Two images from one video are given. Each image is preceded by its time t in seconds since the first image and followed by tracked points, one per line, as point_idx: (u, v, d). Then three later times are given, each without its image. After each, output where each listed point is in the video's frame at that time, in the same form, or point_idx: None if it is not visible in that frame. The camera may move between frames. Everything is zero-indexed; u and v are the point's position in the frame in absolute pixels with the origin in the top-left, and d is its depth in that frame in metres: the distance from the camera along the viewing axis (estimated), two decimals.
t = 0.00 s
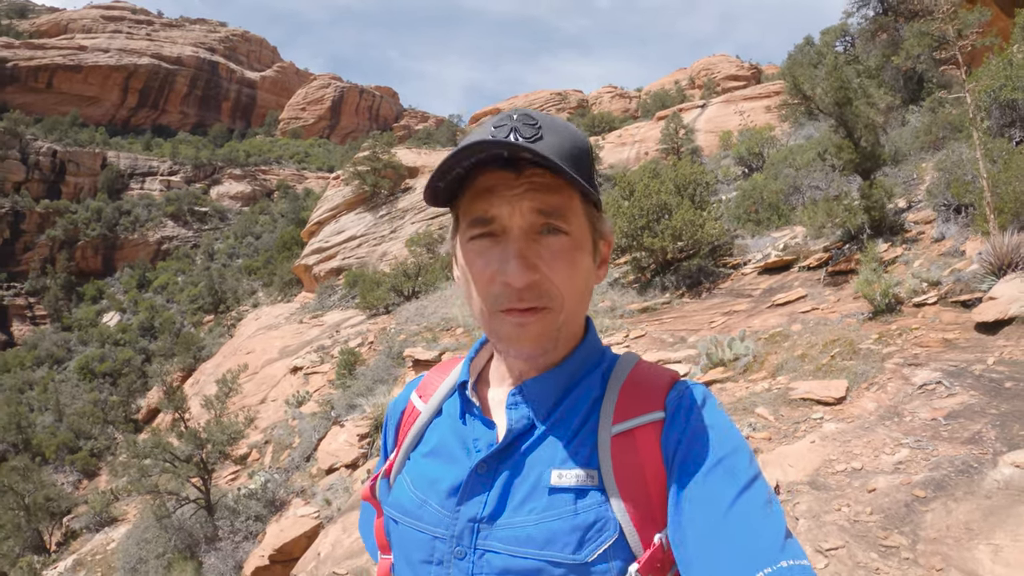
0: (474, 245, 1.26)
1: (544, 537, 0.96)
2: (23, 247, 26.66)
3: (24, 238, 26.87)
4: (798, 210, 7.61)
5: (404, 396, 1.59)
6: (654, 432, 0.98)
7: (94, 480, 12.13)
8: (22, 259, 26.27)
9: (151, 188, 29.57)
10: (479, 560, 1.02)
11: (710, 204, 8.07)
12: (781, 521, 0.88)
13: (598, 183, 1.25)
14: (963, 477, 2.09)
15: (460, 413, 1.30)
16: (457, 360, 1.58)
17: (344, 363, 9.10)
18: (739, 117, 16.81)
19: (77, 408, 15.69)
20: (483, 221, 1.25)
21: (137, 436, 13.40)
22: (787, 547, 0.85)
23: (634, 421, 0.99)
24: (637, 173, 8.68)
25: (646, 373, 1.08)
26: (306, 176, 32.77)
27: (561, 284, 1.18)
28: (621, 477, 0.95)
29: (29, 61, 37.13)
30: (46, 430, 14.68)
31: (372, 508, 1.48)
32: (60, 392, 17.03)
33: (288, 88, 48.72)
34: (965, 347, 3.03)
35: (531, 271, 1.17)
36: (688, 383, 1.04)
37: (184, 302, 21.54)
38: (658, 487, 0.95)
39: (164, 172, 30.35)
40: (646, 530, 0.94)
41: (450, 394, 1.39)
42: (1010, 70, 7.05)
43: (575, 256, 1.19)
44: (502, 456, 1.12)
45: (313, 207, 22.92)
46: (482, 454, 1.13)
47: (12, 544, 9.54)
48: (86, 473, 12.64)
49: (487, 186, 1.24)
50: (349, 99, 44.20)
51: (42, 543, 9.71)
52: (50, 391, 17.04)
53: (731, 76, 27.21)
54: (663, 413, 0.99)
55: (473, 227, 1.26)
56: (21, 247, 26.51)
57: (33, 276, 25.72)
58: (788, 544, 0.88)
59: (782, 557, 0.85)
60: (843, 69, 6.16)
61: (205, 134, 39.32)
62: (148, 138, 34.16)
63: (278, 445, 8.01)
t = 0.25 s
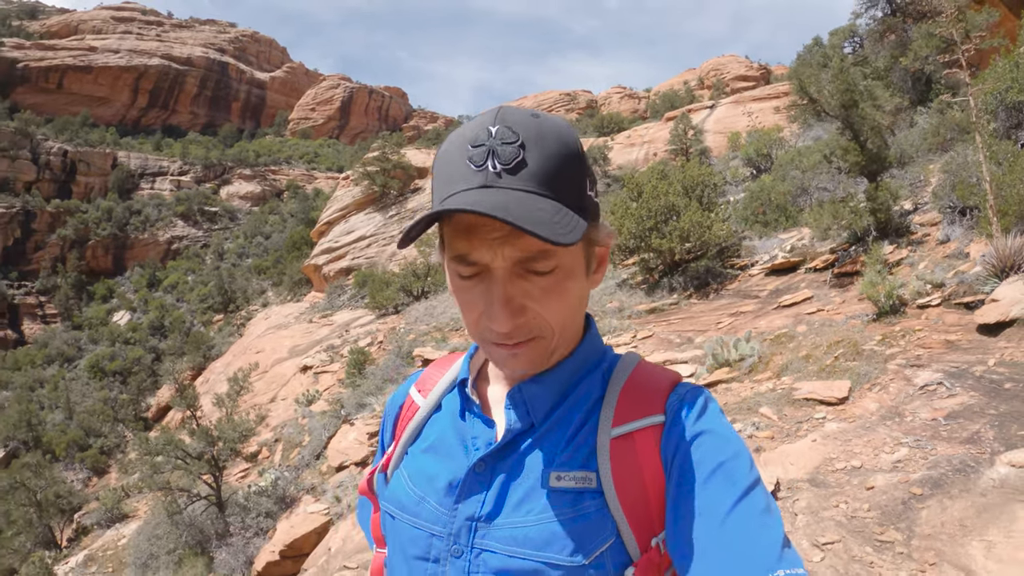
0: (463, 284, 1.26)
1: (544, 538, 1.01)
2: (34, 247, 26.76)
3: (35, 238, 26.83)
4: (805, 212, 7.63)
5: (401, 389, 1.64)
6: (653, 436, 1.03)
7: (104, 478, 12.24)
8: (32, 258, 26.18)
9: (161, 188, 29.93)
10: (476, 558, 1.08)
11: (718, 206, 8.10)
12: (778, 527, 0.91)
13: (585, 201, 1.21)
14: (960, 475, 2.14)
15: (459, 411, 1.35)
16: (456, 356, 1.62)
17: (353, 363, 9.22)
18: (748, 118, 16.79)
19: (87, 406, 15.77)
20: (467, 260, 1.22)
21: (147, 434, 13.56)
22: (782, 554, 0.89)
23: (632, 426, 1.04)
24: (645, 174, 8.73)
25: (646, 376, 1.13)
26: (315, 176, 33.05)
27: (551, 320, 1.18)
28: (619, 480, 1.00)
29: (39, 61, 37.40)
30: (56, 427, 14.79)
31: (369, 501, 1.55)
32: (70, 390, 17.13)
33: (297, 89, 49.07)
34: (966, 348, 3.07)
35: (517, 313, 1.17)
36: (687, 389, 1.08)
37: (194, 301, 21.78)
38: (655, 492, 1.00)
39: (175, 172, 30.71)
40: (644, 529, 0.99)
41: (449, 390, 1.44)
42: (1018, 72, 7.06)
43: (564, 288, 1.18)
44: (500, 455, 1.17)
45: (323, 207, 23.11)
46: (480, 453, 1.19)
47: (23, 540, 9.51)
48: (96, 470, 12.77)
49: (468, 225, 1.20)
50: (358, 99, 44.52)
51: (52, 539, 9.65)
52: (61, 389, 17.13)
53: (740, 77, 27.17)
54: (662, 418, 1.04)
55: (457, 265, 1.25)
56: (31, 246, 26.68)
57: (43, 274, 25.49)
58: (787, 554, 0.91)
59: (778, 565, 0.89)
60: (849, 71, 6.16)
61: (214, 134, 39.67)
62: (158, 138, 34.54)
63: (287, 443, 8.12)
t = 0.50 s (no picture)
0: (441, 274, 1.17)
1: (548, 529, 0.96)
2: (43, 246, 26.91)
3: (45, 238, 26.87)
4: (812, 211, 7.67)
5: (383, 377, 1.54)
6: (653, 418, 0.98)
7: (113, 475, 12.37)
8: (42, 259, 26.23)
9: (170, 188, 30.26)
10: (479, 553, 1.01)
11: (725, 206, 8.14)
12: (780, 514, 0.88)
13: (569, 180, 1.11)
14: (958, 468, 2.20)
15: (449, 398, 1.25)
16: (440, 339, 1.51)
17: (363, 361, 9.21)
18: (755, 118, 16.77)
19: (97, 404, 15.67)
20: (443, 250, 1.13)
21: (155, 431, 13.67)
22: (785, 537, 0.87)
23: (634, 408, 0.99)
24: (652, 174, 8.78)
25: (644, 357, 1.07)
26: (323, 176, 33.29)
27: (534, 310, 1.09)
28: (621, 466, 0.95)
29: (49, 62, 37.63)
30: (65, 426, 14.88)
31: (355, 497, 1.46)
32: (79, 387, 17.17)
33: (305, 89, 49.37)
34: (968, 346, 3.12)
35: (497, 305, 1.08)
36: (685, 369, 1.04)
37: (202, 300, 21.98)
38: (655, 476, 0.96)
39: (183, 172, 31.02)
40: (647, 516, 0.96)
41: (437, 375, 1.34)
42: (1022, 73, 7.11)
43: (547, 277, 1.09)
44: (496, 444, 1.10)
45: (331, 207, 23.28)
46: (476, 442, 1.11)
47: (36, 535, 9.64)
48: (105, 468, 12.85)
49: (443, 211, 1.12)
50: (366, 100, 44.83)
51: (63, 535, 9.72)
52: (70, 387, 17.19)
53: (747, 76, 27.15)
54: (662, 400, 0.99)
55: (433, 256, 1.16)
56: (41, 245, 26.79)
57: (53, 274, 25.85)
58: (785, 540, 0.89)
59: (780, 549, 0.87)
60: (855, 70, 6.13)
61: (223, 134, 39.97)
62: (167, 138, 34.85)
63: (297, 441, 8.22)
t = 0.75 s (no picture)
0: (401, 261, 1.22)
1: (523, 537, 0.96)
2: (53, 246, 27.13)
3: (54, 239, 27.12)
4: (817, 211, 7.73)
5: (351, 398, 1.53)
6: (621, 421, 1.01)
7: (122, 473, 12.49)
8: (51, 258, 26.64)
9: (178, 188, 30.60)
10: (456, 566, 1.01)
11: (730, 205, 8.20)
12: (749, 510, 0.91)
13: (526, 177, 1.14)
14: (952, 458, 2.29)
15: (416, 415, 1.26)
16: (407, 356, 1.52)
17: (373, 360, 9.08)
18: (762, 117, 16.78)
19: (106, 403, 15.95)
20: (402, 236, 1.18)
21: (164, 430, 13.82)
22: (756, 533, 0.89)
23: (602, 411, 1.01)
24: (658, 174, 8.86)
25: (609, 364, 1.10)
26: (331, 176, 33.54)
27: (486, 298, 1.13)
28: (591, 471, 0.97)
29: (57, 63, 38.02)
30: (75, 425, 15.05)
31: (330, 519, 1.44)
32: (88, 387, 17.33)
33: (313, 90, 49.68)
34: (966, 342, 3.20)
35: (450, 290, 1.13)
36: (649, 372, 1.07)
37: (210, 300, 22.19)
38: (626, 479, 0.98)
39: (191, 172, 31.37)
40: (621, 519, 0.97)
41: (405, 392, 1.34)
42: None
43: (499, 267, 1.13)
44: (466, 456, 1.11)
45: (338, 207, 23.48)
46: (447, 456, 1.11)
47: (47, 532, 9.64)
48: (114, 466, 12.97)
49: (402, 199, 1.17)
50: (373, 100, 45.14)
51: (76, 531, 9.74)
52: (79, 386, 17.36)
53: (754, 75, 27.16)
54: (627, 403, 1.02)
55: (393, 243, 1.22)
56: (50, 246, 27.05)
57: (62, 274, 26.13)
58: (758, 534, 0.90)
59: (753, 544, 0.88)
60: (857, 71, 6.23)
61: (230, 135, 40.28)
62: (175, 139, 35.19)
63: (308, 438, 8.01)
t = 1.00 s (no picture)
0: (393, 260, 1.31)
1: (506, 540, 1.00)
2: (59, 247, 27.34)
3: (60, 239, 27.38)
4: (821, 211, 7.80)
5: (346, 408, 1.60)
6: (601, 429, 1.05)
7: (129, 472, 12.60)
8: (58, 259, 26.93)
9: (184, 189, 30.85)
10: (441, 569, 1.06)
11: (735, 206, 8.27)
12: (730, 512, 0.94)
13: (515, 191, 1.22)
14: (946, 455, 2.38)
15: (407, 425, 1.32)
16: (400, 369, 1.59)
17: (380, 360, 8.98)
18: (766, 117, 16.82)
19: (113, 403, 16.13)
20: (396, 238, 1.29)
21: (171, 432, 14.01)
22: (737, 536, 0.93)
23: (584, 419, 1.05)
24: (662, 175, 8.92)
25: (591, 374, 1.14)
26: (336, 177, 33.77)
27: (469, 298, 1.21)
28: (572, 478, 1.01)
29: (64, 65, 38.39)
30: (83, 425, 15.20)
31: (323, 524, 1.48)
32: (96, 387, 17.49)
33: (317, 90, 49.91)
34: (964, 342, 3.29)
35: (436, 289, 1.22)
36: (631, 382, 1.11)
37: (217, 300, 22.39)
38: (606, 485, 1.01)
39: (197, 172, 31.60)
40: (602, 525, 1.01)
41: (397, 402, 1.40)
42: None
43: (484, 269, 1.21)
44: (453, 461, 1.16)
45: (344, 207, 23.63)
46: (434, 462, 1.17)
47: (59, 530, 9.55)
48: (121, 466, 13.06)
49: (398, 203, 1.28)
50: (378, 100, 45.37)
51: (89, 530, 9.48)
52: (86, 386, 17.53)
53: (759, 74, 27.20)
54: (609, 411, 1.06)
55: (388, 244, 1.31)
56: (56, 246, 27.28)
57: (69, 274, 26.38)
58: (737, 537, 0.94)
59: (731, 546, 0.92)
60: (859, 74, 6.32)
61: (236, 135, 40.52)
62: (181, 140, 35.43)
63: (318, 436, 7.63)
